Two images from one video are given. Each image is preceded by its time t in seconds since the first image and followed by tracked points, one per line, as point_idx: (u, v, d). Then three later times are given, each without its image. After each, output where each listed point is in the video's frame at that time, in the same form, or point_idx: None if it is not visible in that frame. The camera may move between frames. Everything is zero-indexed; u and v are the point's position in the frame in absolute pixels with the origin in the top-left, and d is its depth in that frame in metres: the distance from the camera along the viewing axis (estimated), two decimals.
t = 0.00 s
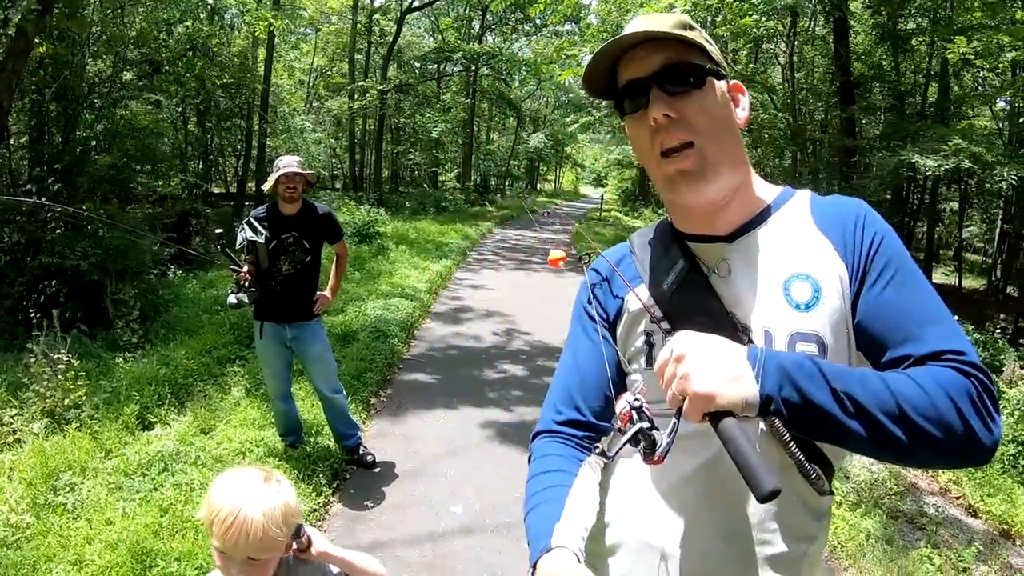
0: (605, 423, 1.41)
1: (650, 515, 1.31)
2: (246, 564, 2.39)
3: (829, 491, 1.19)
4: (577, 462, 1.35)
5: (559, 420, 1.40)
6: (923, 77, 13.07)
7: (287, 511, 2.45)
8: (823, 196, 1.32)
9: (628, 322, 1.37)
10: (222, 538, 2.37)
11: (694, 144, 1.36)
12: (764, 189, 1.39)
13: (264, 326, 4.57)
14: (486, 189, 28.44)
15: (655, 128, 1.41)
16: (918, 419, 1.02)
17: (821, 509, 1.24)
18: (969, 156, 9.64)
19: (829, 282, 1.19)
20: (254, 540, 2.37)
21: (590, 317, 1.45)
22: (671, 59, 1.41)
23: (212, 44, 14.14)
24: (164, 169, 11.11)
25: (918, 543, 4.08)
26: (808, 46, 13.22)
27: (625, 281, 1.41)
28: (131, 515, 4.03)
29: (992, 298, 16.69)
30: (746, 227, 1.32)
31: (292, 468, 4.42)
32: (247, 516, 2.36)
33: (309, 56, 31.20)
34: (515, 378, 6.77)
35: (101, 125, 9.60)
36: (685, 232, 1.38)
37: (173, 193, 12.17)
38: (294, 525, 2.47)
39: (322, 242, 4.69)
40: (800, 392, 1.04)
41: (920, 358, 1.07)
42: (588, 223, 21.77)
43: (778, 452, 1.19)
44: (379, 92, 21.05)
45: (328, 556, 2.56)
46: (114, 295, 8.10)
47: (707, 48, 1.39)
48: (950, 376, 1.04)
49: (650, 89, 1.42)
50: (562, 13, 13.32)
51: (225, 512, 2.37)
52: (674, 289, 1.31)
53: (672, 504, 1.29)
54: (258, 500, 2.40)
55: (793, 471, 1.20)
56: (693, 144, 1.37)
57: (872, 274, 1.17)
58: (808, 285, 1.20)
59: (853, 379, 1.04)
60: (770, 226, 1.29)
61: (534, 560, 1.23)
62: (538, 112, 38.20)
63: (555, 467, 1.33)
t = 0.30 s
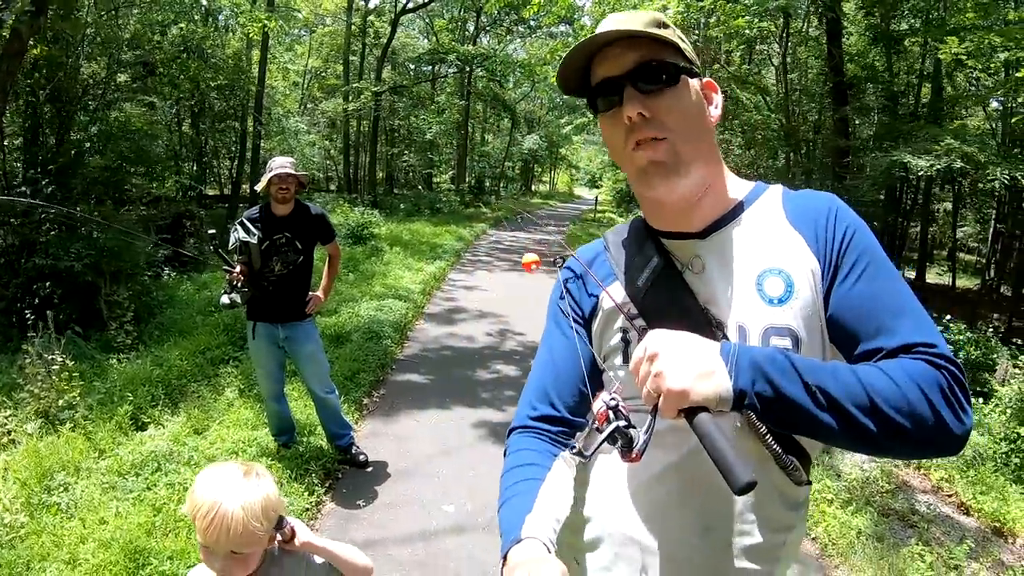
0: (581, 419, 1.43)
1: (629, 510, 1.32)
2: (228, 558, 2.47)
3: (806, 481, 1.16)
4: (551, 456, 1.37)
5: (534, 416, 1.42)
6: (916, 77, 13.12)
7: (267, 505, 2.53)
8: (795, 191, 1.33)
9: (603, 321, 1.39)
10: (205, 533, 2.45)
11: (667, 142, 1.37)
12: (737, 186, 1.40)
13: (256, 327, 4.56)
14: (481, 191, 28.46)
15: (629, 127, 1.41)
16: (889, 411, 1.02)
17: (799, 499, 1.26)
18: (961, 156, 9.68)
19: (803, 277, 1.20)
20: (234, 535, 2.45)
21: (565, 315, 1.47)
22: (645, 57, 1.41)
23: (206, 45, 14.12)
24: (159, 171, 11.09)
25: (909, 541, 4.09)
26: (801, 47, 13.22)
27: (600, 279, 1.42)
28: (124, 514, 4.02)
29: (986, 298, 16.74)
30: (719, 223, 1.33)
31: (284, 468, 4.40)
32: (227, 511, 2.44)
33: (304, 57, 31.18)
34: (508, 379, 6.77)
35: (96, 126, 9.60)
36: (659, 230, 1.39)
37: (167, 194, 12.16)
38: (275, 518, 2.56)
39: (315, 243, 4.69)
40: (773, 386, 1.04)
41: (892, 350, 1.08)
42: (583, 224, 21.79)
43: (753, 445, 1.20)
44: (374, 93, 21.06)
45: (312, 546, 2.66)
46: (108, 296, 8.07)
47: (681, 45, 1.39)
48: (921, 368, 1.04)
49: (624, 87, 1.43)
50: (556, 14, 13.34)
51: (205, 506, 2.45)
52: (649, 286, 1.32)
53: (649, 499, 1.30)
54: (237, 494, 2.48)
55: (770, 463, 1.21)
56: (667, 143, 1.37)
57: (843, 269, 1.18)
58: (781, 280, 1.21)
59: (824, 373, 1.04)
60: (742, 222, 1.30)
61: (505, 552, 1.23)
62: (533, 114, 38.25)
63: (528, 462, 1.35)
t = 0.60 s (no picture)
0: (560, 424, 1.45)
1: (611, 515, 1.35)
2: (221, 559, 2.48)
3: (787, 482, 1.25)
4: (531, 461, 1.39)
5: (513, 421, 1.45)
6: (920, 78, 13.08)
7: (258, 506, 2.54)
8: (776, 196, 1.36)
9: (583, 328, 1.41)
10: (197, 534, 2.46)
11: (647, 149, 1.40)
12: (716, 190, 1.43)
13: (257, 329, 4.57)
14: (485, 192, 28.46)
15: (609, 135, 1.44)
16: (866, 419, 1.05)
17: (779, 502, 1.30)
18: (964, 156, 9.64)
19: (781, 284, 1.23)
20: (227, 536, 2.46)
21: (545, 320, 1.49)
22: (626, 64, 1.43)
23: (210, 49, 14.17)
24: (162, 173, 11.14)
25: (909, 544, 4.07)
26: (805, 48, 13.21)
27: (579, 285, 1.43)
28: (126, 515, 4.03)
29: (991, 299, 16.68)
30: (699, 229, 1.35)
31: (284, 470, 4.41)
32: (219, 512, 2.45)
33: (308, 60, 31.24)
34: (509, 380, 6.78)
35: (99, 129, 9.65)
36: (638, 235, 1.42)
37: (170, 197, 12.19)
38: (266, 519, 2.58)
39: (315, 247, 4.70)
40: (752, 396, 1.07)
41: (870, 358, 1.12)
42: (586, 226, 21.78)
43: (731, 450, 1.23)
44: (377, 96, 21.10)
45: (302, 546, 2.67)
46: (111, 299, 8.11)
47: (661, 52, 1.41)
48: (898, 375, 1.08)
49: (604, 94, 1.45)
50: (559, 16, 13.33)
51: (198, 508, 2.47)
52: (628, 293, 1.34)
53: (631, 504, 1.32)
54: (230, 495, 2.50)
55: (749, 467, 1.24)
56: (648, 151, 1.40)
57: (823, 275, 1.21)
58: (760, 286, 1.24)
59: (803, 382, 1.07)
60: (723, 229, 1.33)
61: (483, 556, 1.26)
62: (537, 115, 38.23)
63: (507, 466, 1.37)
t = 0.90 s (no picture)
0: (555, 424, 1.47)
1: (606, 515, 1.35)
2: (226, 559, 2.50)
3: (782, 484, 1.26)
4: (526, 458, 1.39)
5: (509, 419, 1.45)
6: (929, 77, 13.00)
7: (264, 506, 2.55)
8: (771, 197, 1.36)
9: (577, 327, 1.43)
10: (203, 535, 2.48)
11: (644, 149, 1.41)
12: (712, 189, 1.44)
13: (264, 331, 4.59)
14: (494, 195, 28.47)
15: (605, 134, 1.44)
16: (858, 422, 1.05)
17: (774, 503, 1.30)
18: (973, 156, 9.57)
19: (775, 284, 1.24)
20: (232, 537, 2.48)
21: (541, 318, 1.50)
22: (623, 62, 1.43)
23: (219, 52, 14.26)
24: (171, 176, 11.21)
25: (917, 547, 4.04)
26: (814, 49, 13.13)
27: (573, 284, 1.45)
28: (132, 515, 4.06)
29: (1003, 299, 16.53)
30: (694, 230, 1.36)
31: (289, 472, 4.42)
32: (225, 512, 2.47)
33: (317, 63, 31.39)
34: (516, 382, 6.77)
35: (109, 132, 9.71)
36: (634, 234, 1.43)
37: (180, 199, 12.27)
38: (271, 519, 2.59)
39: (321, 248, 4.72)
40: (744, 398, 1.07)
41: (864, 362, 1.11)
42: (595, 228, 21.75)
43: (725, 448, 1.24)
44: (386, 98, 21.18)
45: (305, 545, 2.68)
46: (120, 301, 8.17)
47: (657, 52, 1.42)
48: (891, 380, 1.07)
49: (600, 93, 1.45)
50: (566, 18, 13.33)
51: (204, 509, 2.48)
52: (623, 292, 1.36)
53: (625, 504, 1.33)
54: (235, 496, 2.51)
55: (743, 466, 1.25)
56: (644, 150, 1.41)
57: (818, 277, 1.21)
58: (755, 287, 1.25)
59: (795, 385, 1.07)
60: (719, 229, 1.34)
61: (478, 554, 1.26)
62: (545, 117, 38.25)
63: (502, 464, 1.38)
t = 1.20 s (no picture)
0: (559, 428, 1.47)
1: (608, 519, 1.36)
2: (236, 561, 2.51)
3: (786, 489, 1.26)
4: (530, 464, 1.40)
5: (512, 424, 1.46)
6: (939, 76, 12.94)
7: (274, 508, 2.57)
8: (774, 200, 1.36)
9: (580, 332, 1.43)
10: (214, 537, 2.50)
11: (645, 153, 1.41)
12: (715, 193, 1.44)
13: (272, 334, 4.61)
14: (502, 197, 28.48)
15: (608, 138, 1.45)
16: (860, 427, 1.05)
17: (778, 508, 1.30)
18: (983, 155, 9.51)
19: (778, 288, 1.24)
20: (243, 539, 2.49)
21: (544, 323, 1.50)
22: (626, 65, 1.43)
23: (227, 56, 14.35)
24: (180, 179, 11.29)
25: (927, 550, 4.01)
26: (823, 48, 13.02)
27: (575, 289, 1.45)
28: (140, 518, 4.08)
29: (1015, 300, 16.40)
30: (697, 234, 1.36)
31: (297, 475, 4.44)
32: (235, 514, 2.48)
33: (326, 66, 31.51)
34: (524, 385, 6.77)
35: (118, 136, 9.77)
36: (637, 238, 1.44)
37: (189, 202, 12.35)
38: (281, 521, 2.60)
39: (329, 251, 4.73)
40: (746, 404, 1.07)
41: (868, 367, 1.11)
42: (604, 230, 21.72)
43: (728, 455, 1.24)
44: (394, 101, 21.24)
45: (315, 547, 2.70)
46: (129, 304, 8.22)
47: (659, 55, 1.42)
48: (895, 385, 1.07)
49: (603, 97, 1.45)
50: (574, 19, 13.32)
51: (214, 511, 2.49)
52: (626, 297, 1.37)
53: (627, 510, 1.33)
54: (246, 498, 2.52)
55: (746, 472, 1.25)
56: (647, 153, 1.41)
57: (821, 282, 1.21)
58: (758, 292, 1.25)
59: (798, 391, 1.07)
60: (723, 233, 1.34)
61: (481, 557, 1.27)
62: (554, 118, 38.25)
63: (506, 469, 1.39)
